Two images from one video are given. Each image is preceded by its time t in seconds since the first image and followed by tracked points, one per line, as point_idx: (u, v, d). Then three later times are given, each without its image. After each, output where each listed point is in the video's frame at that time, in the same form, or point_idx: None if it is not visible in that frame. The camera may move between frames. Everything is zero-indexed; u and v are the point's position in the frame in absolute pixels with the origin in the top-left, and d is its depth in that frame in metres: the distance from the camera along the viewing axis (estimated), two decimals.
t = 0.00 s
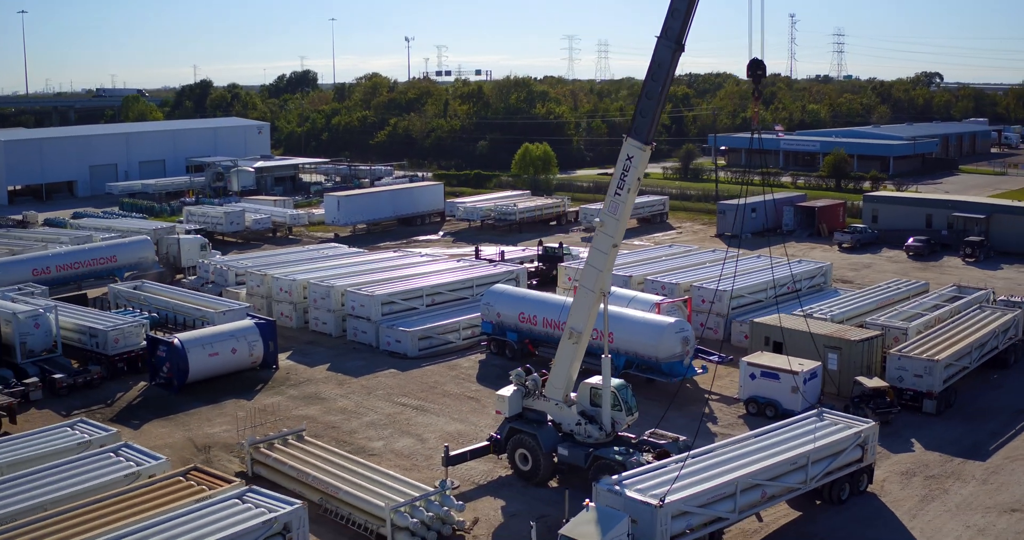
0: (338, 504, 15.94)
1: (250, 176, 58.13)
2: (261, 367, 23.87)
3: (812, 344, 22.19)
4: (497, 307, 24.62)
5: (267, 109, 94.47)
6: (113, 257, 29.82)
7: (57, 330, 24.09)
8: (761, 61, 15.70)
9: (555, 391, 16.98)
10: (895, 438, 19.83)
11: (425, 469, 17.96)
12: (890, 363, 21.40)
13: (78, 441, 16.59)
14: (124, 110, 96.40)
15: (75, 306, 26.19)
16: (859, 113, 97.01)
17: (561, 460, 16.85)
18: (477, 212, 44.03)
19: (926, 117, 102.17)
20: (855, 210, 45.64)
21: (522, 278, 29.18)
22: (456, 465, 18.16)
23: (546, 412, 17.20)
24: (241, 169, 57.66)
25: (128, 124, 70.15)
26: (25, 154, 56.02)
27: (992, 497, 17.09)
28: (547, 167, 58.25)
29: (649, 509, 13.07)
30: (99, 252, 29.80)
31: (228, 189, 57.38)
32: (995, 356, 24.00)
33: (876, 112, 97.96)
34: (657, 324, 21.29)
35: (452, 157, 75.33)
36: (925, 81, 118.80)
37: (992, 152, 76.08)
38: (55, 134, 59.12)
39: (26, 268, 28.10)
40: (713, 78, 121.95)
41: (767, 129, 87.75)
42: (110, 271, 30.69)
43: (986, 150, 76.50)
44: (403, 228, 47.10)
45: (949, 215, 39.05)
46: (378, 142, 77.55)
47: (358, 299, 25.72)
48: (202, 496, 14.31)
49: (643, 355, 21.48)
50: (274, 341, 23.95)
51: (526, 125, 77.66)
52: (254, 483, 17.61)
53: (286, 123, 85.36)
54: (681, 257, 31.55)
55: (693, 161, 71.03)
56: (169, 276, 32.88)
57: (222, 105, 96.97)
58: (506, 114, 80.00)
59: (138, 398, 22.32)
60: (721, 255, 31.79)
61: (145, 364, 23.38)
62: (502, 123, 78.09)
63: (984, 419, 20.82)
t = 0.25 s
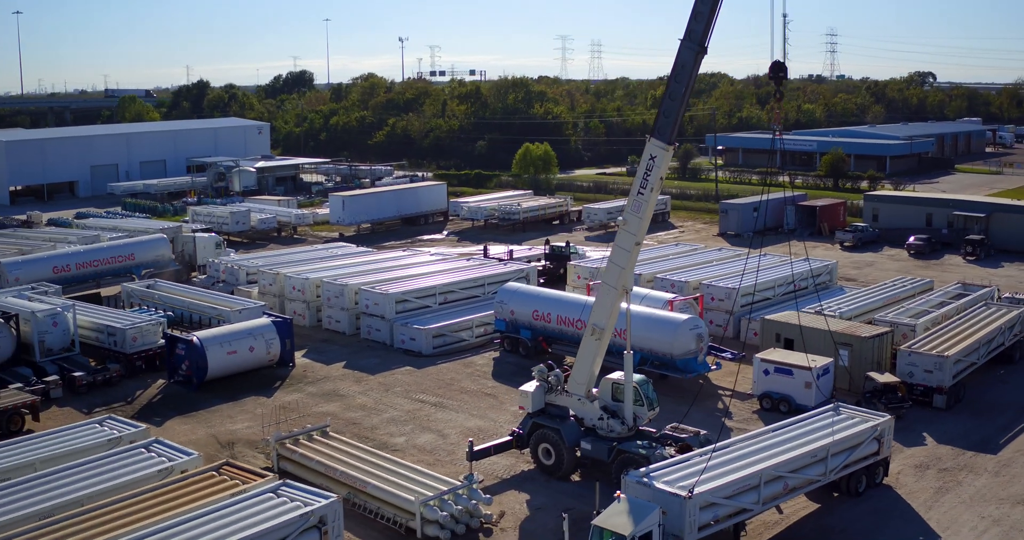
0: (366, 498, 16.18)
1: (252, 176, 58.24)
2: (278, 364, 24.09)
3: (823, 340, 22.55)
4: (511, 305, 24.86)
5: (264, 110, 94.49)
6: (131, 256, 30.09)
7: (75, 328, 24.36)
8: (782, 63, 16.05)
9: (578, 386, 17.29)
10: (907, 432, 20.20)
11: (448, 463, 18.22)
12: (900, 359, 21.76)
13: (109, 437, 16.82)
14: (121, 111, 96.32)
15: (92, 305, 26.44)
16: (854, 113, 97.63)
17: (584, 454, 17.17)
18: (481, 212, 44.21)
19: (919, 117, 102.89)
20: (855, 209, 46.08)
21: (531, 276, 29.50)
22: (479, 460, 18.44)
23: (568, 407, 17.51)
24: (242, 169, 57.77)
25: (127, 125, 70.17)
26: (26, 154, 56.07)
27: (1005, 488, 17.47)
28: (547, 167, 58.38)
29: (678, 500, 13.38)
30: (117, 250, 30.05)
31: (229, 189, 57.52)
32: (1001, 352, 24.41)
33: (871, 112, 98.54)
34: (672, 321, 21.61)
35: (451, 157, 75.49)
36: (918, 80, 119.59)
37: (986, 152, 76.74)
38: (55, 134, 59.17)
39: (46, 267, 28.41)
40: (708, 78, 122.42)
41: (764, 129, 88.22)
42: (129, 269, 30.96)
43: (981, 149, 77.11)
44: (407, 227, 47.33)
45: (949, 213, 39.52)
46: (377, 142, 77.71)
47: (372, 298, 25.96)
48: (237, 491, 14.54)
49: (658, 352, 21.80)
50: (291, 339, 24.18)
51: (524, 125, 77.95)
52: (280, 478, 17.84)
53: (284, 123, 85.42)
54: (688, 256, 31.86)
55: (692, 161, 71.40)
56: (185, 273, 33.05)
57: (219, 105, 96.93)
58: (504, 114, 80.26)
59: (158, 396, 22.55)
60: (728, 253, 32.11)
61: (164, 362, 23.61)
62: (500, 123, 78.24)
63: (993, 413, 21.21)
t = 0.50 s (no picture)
0: (392, 492, 16.43)
1: (255, 176, 58.42)
2: (294, 361, 24.34)
3: (833, 336, 22.89)
4: (524, 303, 25.13)
5: (263, 110, 94.59)
6: (150, 253, 30.47)
7: (92, 326, 24.64)
8: (801, 64, 16.39)
9: (599, 381, 17.61)
10: (918, 426, 20.57)
11: (470, 457, 18.49)
12: (910, 354, 22.13)
13: (138, 433, 17.08)
14: (120, 111, 96.37)
15: (107, 303, 26.69)
16: (850, 113, 98.15)
17: (605, 448, 17.50)
18: (487, 211, 44.38)
19: (916, 116, 103.44)
20: (856, 208, 46.44)
21: (542, 274, 29.83)
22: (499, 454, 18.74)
23: (589, 402, 17.84)
24: (245, 169, 57.91)
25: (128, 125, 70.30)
26: (29, 154, 56.20)
27: (1017, 480, 17.83)
28: (549, 167, 58.43)
29: (703, 491, 13.70)
30: (136, 248, 30.44)
31: (233, 189, 57.70)
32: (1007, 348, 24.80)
33: (868, 111, 99.02)
34: (686, 318, 21.93)
35: (452, 157, 75.72)
36: (914, 80, 120.17)
37: (983, 151, 77.27)
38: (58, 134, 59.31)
39: (67, 265, 28.82)
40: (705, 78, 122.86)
41: (761, 128, 88.67)
42: (147, 267, 31.34)
43: (978, 148, 77.59)
44: (412, 227, 47.58)
45: (950, 212, 39.94)
46: (377, 142, 77.92)
47: (386, 296, 26.22)
48: (270, 484, 14.77)
49: (672, 348, 22.13)
50: (308, 336, 24.44)
51: (525, 125, 78.26)
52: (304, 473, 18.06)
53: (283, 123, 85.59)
54: (696, 254, 32.17)
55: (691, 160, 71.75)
56: (202, 271, 33.30)
57: (218, 105, 96.98)
58: (504, 113, 80.52)
59: (177, 393, 22.80)
60: (735, 251, 32.44)
61: (181, 360, 23.86)
62: (500, 123, 78.50)
63: (1001, 408, 21.59)
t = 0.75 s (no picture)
0: (417, 486, 16.70)
1: (259, 176, 58.63)
2: (310, 359, 24.59)
3: (843, 333, 23.19)
4: (537, 300, 25.42)
5: (264, 110, 94.77)
6: (168, 251, 30.94)
7: (110, 324, 24.81)
8: (818, 65, 16.72)
9: (618, 376, 17.90)
10: (929, 421, 20.90)
11: (491, 452, 18.78)
12: (919, 350, 22.40)
13: (166, 429, 17.33)
14: (120, 112, 96.46)
15: (123, 302, 26.90)
16: (848, 113, 98.60)
17: (624, 442, 17.81)
18: (492, 211, 44.62)
19: (913, 116, 103.96)
20: (858, 207, 46.82)
21: (552, 273, 30.16)
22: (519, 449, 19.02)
23: (608, 397, 18.13)
24: (249, 169, 58.09)
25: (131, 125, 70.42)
26: (33, 154, 56.37)
27: None
28: (552, 166, 58.95)
29: (727, 483, 14.02)
30: (154, 246, 30.91)
31: (237, 189, 57.91)
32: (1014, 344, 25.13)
33: (865, 111, 99.52)
34: (700, 315, 22.25)
35: (453, 157, 76.23)
36: (911, 80, 120.69)
37: (981, 151, 77.71)
38: (62, 134, 59.48)
39: (87, 262, 29.22)
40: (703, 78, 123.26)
41: (760, 128, 89.09)
42: (163, 264, 31.80)
43: (976, 148, 78.02)
44: (417, 226, 47.87)
45: (952, 211, 40.30)
46: (379, 142, 78.20)
47: (400, 294, 26.49)
48: (300, 477, 15.04)
49: (686, 345, 22.44)
50: (324, 334, 24.70)
51: (526, 125, 78.58)
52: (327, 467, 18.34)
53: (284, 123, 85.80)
54: (703, 253, 32.46)
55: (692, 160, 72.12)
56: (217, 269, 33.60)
57: (218, 105, 97.15)
58: (505, 114, 80.82)
59: (195, 390, 23.03)
60: (741, 249, 32.76)
61: (199, 357, 24.10)
62: (501, 123, 78.89)
63: (1010, 403, 21.93)
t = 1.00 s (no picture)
0: (442, 479, 16.93)
1: (264, 176, 58.83)
2: (327, 355, 24.84)
3: (854, 329, 23.50)
4: (551, 298, 25.70)
5: (264, 111, 94.94)
6: (187, 249, 31.35)
7: (128, 322, 25.01)
8: (835, 65, 17.03)
9: (637, 371, 18.19)
10: (940, 415, 21.22)
11: (511, 446, 19.06)
12: (930, 345, 22.70)
13: (193, 423, 17.53)
14: (120, 112, 96.55)
15: (138, 300, 27.11)
16: (847, 113, 98.99)
17: (644, 435, 18.11)
18: (499, 210, 44.90)
19: (911, 116, 104.40)
20: (861, 206, 47.15)
21: (563, 271, 30.48)
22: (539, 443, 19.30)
23: (627, 392, 18.41)
24: (254, 169, 58.27)
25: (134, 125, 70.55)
26: (39, 154, 56.52)
27: None
28: (555, 166, 59.31)
29: (750, 474, 14.30)
30: (173, 244, 31.31)
31: (241, 188, 58.13)
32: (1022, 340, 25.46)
33: (864, 111, 99.92)
34: (713, 312, 22.57)
35: (455, 157, 76.50)
36: (909, 80, 121.14)
37: (980, 150, 78.10)
38: (67, 135, 59.63)
39: (108, 260, 29.58)
40: (702, 78, 123.64)
41: (760, 128, 89.43)
42: (183, 261, 32.14)
43: (975, 147, 78.41)
44: (424, 226, 48.15)
45: (955, 210, 40.63)
46: (381, 142, 78.46)
47: (414, 292, 26.76)
48: (330, 470, 15.25)
49: (700, 341, 22.74)
50: (340, 331, 24.96)
51: (527, 125, 78.90)
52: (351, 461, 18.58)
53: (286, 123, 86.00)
54: (711, 251, 32.75)
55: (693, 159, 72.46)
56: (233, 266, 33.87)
57: (219, 106, 97.29)
58: (506, 113, 81.14)
59: (214, 387, 23.26)
60: (749, 247, 33.09)
61: (216, 354, 24.31)
62: (503, 123, 79.23)
63: (1019, 397, 22.26)
